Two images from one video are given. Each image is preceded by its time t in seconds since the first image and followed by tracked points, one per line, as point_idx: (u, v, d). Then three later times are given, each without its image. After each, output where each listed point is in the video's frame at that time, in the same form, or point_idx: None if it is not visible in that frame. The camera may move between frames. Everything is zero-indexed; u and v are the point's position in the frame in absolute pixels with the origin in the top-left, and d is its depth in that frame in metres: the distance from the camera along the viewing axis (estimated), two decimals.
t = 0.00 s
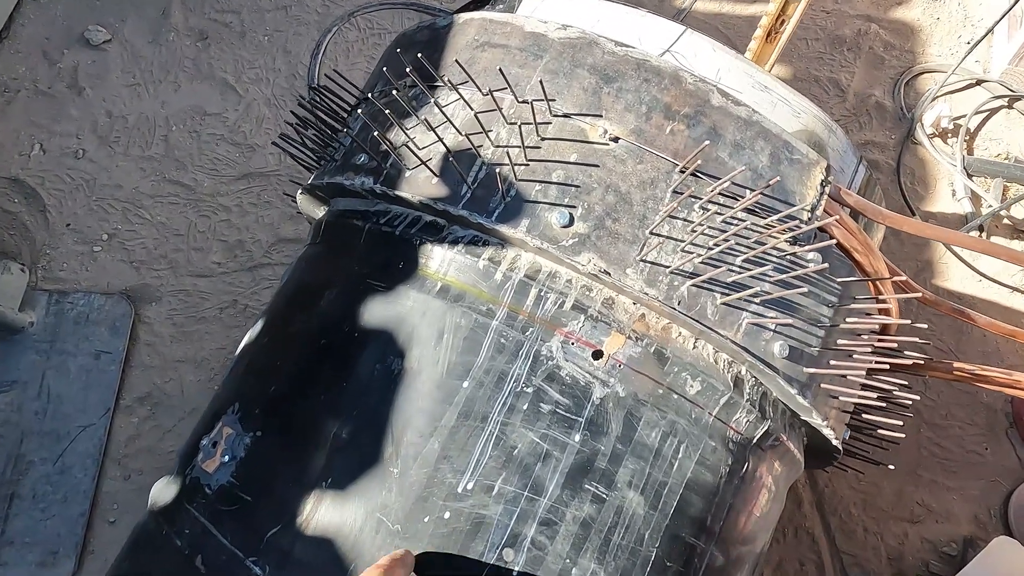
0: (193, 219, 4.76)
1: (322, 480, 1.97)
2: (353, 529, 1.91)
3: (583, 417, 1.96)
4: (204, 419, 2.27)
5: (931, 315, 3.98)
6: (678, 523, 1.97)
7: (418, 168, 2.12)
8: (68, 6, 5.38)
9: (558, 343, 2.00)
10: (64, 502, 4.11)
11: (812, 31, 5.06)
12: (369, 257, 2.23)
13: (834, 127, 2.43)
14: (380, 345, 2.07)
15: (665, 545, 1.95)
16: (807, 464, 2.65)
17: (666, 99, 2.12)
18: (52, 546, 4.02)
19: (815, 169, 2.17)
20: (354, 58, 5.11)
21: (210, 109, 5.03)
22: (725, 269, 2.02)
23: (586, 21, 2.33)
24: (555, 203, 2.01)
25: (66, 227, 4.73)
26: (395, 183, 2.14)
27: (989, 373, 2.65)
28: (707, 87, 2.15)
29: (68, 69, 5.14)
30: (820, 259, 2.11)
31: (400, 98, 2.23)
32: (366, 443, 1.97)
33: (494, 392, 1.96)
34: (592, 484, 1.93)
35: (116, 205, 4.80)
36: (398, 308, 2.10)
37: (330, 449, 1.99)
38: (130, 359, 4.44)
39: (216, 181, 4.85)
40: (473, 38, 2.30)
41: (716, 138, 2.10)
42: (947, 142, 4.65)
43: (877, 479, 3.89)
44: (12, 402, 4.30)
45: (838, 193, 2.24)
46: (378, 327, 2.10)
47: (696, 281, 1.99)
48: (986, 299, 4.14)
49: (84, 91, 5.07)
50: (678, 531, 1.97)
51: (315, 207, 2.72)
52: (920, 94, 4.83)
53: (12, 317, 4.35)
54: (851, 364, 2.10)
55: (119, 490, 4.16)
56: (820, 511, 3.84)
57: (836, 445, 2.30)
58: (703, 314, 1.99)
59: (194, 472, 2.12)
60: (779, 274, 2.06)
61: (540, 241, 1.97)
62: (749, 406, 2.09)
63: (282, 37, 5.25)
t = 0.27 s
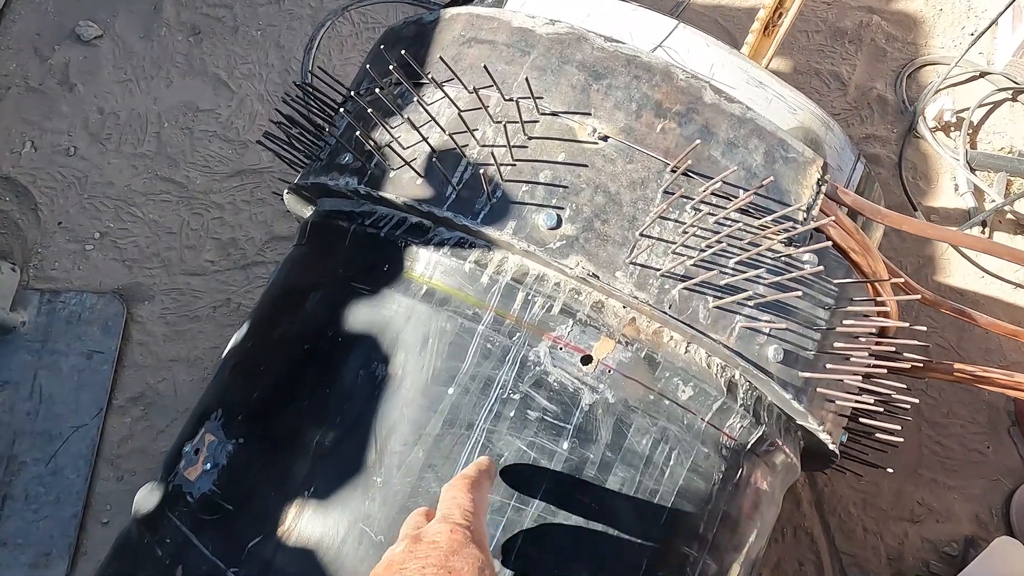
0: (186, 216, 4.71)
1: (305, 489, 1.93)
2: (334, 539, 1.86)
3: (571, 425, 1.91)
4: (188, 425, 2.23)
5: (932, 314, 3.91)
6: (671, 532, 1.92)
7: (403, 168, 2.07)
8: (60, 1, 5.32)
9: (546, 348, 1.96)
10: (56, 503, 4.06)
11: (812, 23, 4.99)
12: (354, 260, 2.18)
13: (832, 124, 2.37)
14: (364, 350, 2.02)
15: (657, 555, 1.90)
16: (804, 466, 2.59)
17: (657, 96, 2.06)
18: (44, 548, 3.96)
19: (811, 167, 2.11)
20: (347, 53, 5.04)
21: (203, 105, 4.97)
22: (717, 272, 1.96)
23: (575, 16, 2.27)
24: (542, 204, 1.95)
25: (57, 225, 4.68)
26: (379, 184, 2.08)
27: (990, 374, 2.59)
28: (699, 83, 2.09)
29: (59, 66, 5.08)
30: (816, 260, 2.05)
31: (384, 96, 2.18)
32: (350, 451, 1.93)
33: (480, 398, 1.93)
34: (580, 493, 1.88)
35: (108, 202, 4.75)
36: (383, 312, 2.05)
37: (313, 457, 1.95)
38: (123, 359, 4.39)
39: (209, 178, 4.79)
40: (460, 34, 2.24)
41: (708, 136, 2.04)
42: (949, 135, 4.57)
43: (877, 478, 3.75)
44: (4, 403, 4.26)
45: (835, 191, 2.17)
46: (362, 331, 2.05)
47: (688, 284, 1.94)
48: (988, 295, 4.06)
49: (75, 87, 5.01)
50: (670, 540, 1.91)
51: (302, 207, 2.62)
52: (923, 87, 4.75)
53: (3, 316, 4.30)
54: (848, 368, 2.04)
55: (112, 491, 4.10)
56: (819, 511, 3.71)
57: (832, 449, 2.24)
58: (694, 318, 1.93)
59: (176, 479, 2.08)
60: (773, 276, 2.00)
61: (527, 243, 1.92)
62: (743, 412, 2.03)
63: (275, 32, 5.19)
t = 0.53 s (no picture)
0: (176, 212, 4.60)
1: (283, 494, 1.87)
2: (312, 547, 1.81)
3: (558, 426, 1.86)
4: (167, 426, 2.16)
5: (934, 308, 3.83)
6: (662, 536, 1.86)
7: (383, 162, 2.00)
8: None
9: (531, 348, 1.90)
10: (47, 502, 4.00)
11: (813, 11, 4.89)
12: (335, 256, 2.11)
13: (829, 113, 2.29)
14: (344, 350, 1.96)
15: (646, 560, 1.84)
16: (802, 465, 2.53)
17: (646, 85, 1.99)
18: (35, 548, 3.91)
19: (807, 158, 2.03)
20: (339, 44, 4.95)
21: (193, 99, 4.88)
22: (709, 268, 1.89)
23: (563, 2, 2.14)
24: (527, 198, 1.88)
25: (46, 221, 4.60)
26: (359, 179, 2.01)
27: (993, 370, 2.51)
28: (690, 72, 2.03)
29: (48, 59, 5.00)
30: (813, 254, 1.97)
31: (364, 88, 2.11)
32: (330, 456, 1.87)
33: (463, 400, 1.87)
34: (567, 498, 1.82)
35: (98, 197, 4.66)
36: (364, 311, 1.99)
37: (291, 461, 1.89)
38: (113, 357, 4.29)
39: (199, 173, 4.68)
40: (443, 22, 2.17)
41: (699, 126, 1.97)
42: (952, 125, 4.48)
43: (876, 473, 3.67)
44: None
45: (833, 182, 2.09)
46: (343, 331, 1.99)
47: (679, 281, 1.87)
48: (991, 288, 3.99)
49: (64, 81, 4.94)
50: (661, 544, 1.86)
51: (286, 203, 2.54)
52: (926, 75, 4.64)
53: None
54: (846, 366, 1.97)
55: (103, 490, 4.03)
56: (819, 508, 3.62)
57: (830, 449, 2.17)
58: (685, 316, 1.86)
59: (154, 483, 2.01)
60: (768, 271, 1.93)
61: (511, 239, 1.85)
62: (737, 412, 1.96)
63: (266, 24, 5.09)
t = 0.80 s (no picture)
0: (173, 208, 4.52)
1: (278, 497, 1.83)
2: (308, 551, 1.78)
3: (557, 426, 1.83)
4: (161, 428, 2.11)
5: (939, 301, 3.77)
6: (664, 538, 1.83)
7: (378, 158, 1.95)
8: None
9: (530, 347, 1.87)
10: (46, 501, 3.96)
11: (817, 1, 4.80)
12: (330, 254, 2.06)
13: (834, 105, 2.24)
14: (339, 351, 1.92)
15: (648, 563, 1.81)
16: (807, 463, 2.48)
17: (646, 77, 1.95)
18: (35, 547, 3.89)
19: (811, 152, 1.99)
20: (336, 37, 4.88)
21: (189, 93, 4.80)
22: (711, 265, 1.84)
23: None
24: (524, 194, 1.84)
25: (42, 218, 4.53)
26: (353, 175, 1.97)
27: (1001, 366, 2.46)
28: (692, 63, 1.98)
29: (42, 54, 4.92)
30: (817, 250, 1.93)
31: (358, 82, 2.06)
32: (325, 458, 1.84)
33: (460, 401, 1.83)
34: (567, 499, 1.79)
35: (93, 194, 4.58)
36: (359, 310, 1.95)
37: (286, 464, 1.86)
38: (111, 355, 4.23)
39: (196, 169, 4.61)
40: (438, 14, 2.12)
41: (701, 119, 1.92)
42: (957, 115, 4.43)
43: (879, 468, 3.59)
44: None
45: (837, 176, 2.04)
46: (338, 331, 1.95)
47: (680, 278, 1.82)
48: (996, 281, 3.94)
49: (59, 76, 4.86)
50: (663, 546, 1.82)
51: (280, 201, 2.48)
52: (930, 66, 4.59)
53: None
54: (851, 364, 1.93)
55: (102, 489, 3.99)
56: (822, 503, 3.57)
57: (835, 447, 2.13)
58: (687, 314, 1.82)
59: (147, 486, 1.97)
60: (771, 268, 1.88)
61: (508, 236, 1.81)
62: (740, 411, 1.92)
63: (262, 17, 5.00)
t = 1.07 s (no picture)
0: (171, 206, 4.48)
1: (274, 501, 1.81)
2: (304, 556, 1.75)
3: (557, 429, 1.79)
4: (156, 431, 2.08)
5: (943, 297, 3.73)
6: (666, 541, 1.80)
7: (373, 157, 1.92)
8: None
9: (528, 349, 1.84)
10: (44, 502, 3.93)
11: None
12: (326, 254, 2.03)
13: (837, 99, 2.20)
14: (335, 353, 1.89)
15: (650, 566, 1.78)
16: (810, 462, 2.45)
17: (646, 72, 1.91)
18: (34, 547, 3.86)
19: (815, 147, 1.95)
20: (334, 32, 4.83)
21: (185, 90, 4.75)
22: (713, 264, 1.81)
23: None
24: (522, 193, 1.81)
25: (38, 216, 4.49)
26: (348, 174, 1.93)
27: (1007, 363, 2.43)
28: (693, 58, 1.94)
29: (37, 51, 4.88)
30: (821, 248, 1.89)
31: (352, 79, 2.02)
32: (321, 463, 1.81)
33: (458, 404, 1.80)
34: (567, 503, 1.76)
35: (90, 191, 4.54)
36: (355, 312, 1.92)
37: (281, 469, 1.83)
38: (109, 354, 4.19)
39: (193, 166, 4.57)
40: (433, 9, 2.08)
41: (702, 115, 1.89)
42: (961, 107, 4.38)
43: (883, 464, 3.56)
44: None
45: (841, 172, 2.00)
46: (334, 333, 1.92)
47: (681, 278, 1.79)
48: (1001, 275, 3.90)
49: (54, 73, 4.82)
50: (665, 550, 1.79)
51: (275, 199, 2.45)
52: (934, 58, 4.53)
53: None
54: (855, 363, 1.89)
55: (101, 489, 3.96)
56: (826, 500, 3.54)
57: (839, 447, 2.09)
58: (688, 314, 1.79)
59: (142, 490, 1.93)
60: (774, 267, 1.85)
61: (506, 236, 1.78)
62: (743, 412, 1.89)
63: (258, 12, 4.96)
